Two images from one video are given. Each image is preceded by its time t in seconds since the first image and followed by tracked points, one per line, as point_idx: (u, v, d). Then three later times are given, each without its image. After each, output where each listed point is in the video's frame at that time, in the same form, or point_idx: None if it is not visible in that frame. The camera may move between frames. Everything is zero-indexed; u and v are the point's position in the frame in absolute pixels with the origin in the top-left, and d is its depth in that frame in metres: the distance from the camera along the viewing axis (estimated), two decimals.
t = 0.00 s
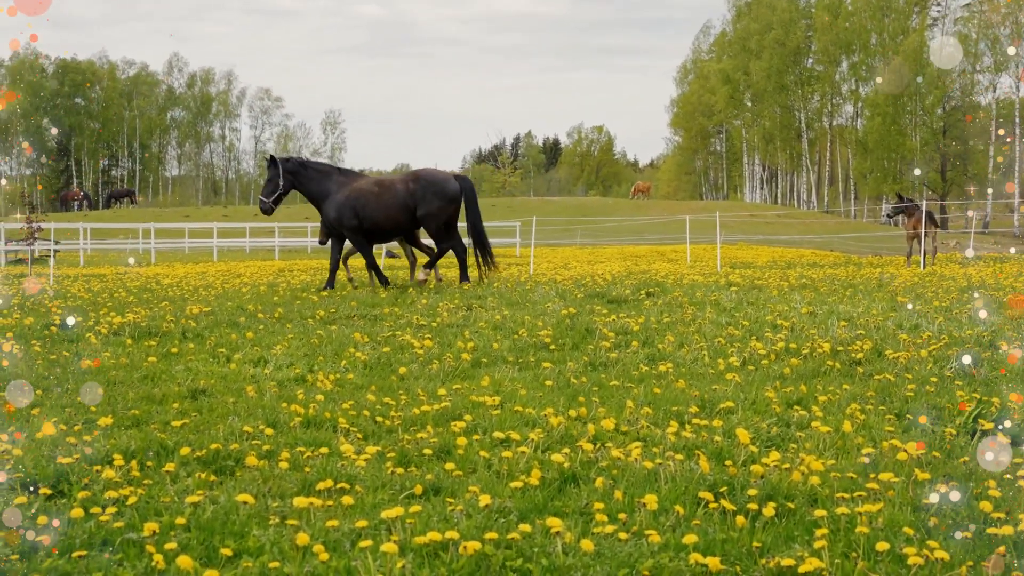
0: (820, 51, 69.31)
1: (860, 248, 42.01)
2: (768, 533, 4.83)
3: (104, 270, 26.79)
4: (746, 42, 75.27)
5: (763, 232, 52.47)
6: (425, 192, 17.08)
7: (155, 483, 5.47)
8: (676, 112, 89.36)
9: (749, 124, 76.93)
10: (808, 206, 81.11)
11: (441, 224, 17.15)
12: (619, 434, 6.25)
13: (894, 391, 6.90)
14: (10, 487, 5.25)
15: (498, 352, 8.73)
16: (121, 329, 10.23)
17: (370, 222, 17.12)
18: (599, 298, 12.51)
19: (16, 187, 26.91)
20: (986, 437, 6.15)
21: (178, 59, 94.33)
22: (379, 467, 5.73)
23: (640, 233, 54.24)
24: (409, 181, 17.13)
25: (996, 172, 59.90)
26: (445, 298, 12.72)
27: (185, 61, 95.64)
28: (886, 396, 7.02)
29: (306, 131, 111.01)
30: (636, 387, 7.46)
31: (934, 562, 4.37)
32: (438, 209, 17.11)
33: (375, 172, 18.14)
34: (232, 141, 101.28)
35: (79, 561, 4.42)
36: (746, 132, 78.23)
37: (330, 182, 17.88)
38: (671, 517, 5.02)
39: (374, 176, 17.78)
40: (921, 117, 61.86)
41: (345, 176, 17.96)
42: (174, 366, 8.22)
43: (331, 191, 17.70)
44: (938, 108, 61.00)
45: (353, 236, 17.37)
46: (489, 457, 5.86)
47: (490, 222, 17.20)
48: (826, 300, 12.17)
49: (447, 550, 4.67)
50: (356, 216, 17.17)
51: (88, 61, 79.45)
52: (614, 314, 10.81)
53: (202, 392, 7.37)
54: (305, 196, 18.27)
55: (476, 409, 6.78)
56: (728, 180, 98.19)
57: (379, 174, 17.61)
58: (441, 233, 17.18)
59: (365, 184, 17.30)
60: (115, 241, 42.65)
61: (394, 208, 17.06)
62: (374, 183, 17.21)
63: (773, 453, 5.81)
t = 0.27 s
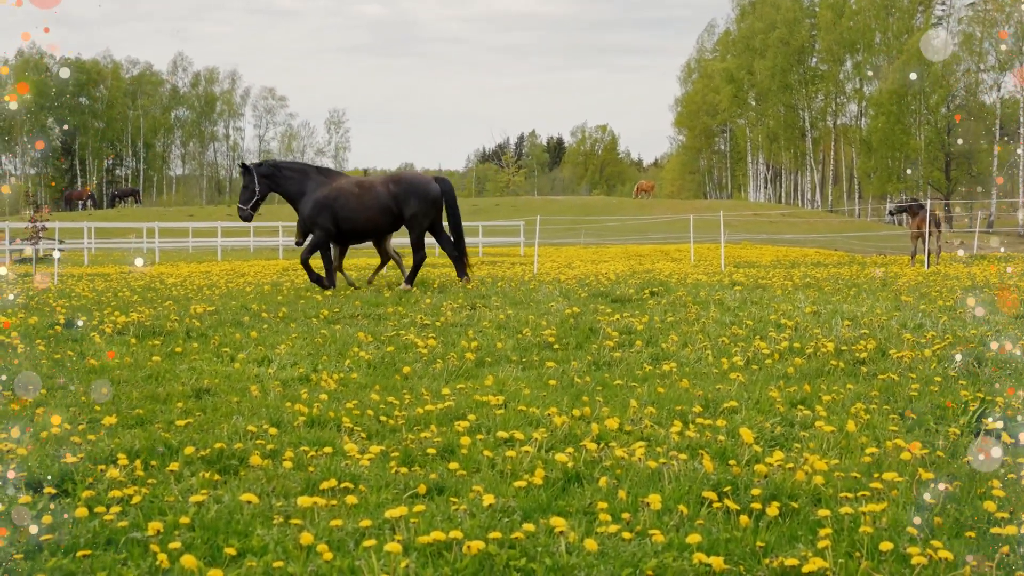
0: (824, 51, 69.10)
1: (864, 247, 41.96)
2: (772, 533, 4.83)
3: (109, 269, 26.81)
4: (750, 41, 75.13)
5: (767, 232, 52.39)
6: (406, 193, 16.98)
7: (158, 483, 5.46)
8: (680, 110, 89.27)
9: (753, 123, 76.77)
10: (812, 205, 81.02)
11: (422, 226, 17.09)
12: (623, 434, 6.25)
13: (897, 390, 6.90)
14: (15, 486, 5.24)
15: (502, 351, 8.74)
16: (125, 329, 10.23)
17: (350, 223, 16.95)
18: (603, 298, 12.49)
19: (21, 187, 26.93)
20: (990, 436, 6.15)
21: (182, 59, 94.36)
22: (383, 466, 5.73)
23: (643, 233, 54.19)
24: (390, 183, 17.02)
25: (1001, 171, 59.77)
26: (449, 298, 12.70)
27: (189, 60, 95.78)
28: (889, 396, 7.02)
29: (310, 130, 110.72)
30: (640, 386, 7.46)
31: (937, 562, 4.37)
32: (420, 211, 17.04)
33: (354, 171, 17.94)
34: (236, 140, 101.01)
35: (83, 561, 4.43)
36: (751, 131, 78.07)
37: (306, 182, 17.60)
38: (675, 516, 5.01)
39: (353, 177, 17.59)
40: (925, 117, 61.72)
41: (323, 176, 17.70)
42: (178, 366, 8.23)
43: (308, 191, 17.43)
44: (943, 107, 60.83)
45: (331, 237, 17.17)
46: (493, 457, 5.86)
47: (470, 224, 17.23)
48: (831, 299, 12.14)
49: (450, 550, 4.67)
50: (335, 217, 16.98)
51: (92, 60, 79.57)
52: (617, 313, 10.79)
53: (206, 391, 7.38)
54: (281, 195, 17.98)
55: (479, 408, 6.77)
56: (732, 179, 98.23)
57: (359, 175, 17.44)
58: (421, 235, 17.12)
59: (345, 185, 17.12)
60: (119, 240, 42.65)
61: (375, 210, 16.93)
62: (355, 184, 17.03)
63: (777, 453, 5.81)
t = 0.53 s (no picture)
0: (827, 50, 69.01)
1: (868, 247, 41.89)
2: (775, 532, 4.83)
3: (115, 268, 26.84)
4: (753, 40, 75.09)
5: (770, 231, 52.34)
6: (386, 192, 17.03)
7: (162, 482, 5.47)
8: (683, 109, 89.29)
9: (756, 122, 76.75)
10: (815, 205, 81.06)
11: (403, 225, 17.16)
12: (625, 434, 6.25)
13: (901, 390, 6.89)
14: (20, 485, 5.25)
15: (505, 351, 8.73)
16: (129, 327, 10.24)
17: (330, 222, 16.93)
18: (607, 297, 12.51)
19: (27, 186, 26.98)
20: (993, 436, 6.14)
21: (185, 58, 94.38)
22: (386, 466, 5.73)
23: (646, 232, 54.22)
24: (370, 181, 17.04)
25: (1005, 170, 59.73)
26: (452, 297, 12.69)
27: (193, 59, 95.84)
28: (893, 396, 7.01)
29: (313, 129, 110.62)
30: (643, 385, 7.47)
31: (940, 562, 4.36)
32: (400, 210, 17.10)
33: (333, 171, 17.94)
34: (239, 139, 100.96)
35: (86, 560, 4.42)
36: (754, 130, 78.01)
37: (285, 180, 17.54)
38: (679, 516, 5.01)
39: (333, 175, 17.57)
40: (928, 116, 61.67)
41: (302, 174, 17.67)
42: (182, 365, 8.24)
43: (288, 189, 17.37)
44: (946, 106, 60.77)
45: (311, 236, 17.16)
46: (496, 456, 5.86)
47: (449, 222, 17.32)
48: (835, 299, 12.12)
49: (454, 549, 4.66)
50: (315, 217, 16.95)
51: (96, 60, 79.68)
52: (621, 313, 10.78)
53: (209, 391, 7.38)
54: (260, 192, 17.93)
55: (482, 407, 6.77)
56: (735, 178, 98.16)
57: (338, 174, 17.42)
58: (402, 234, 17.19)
59: (325, 184, 17.09)
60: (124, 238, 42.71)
61: (356, 209, 16.93)
62: (335, 184, 17.02)
63: (780, 453, 5.80)
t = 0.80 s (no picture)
0: (830, 49, 68.86)
1: (872, 246, 41.77)
2: (778, 532, 4.82)
3: (118, 267, 26.83)
4: (757, 39, 75.01)
5: (773, 231, 52.27)
6: (366, 193, 17.04)
7: (166, 481, 5.47)
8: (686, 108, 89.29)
9: (759, 121, 76.60)
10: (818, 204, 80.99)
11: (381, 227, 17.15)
12: (629, 433, 6.25)
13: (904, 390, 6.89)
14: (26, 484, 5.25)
15: (508, 350, 8.73)
16: (133, 326, 10.26)
17: (309, 222, 16.77)
18: (610, 296, 12.50)
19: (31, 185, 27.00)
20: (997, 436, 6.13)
21: (189, 57, 94.40)
22: (390, 465, 5.73)
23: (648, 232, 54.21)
24: (349, 183, 17.02)
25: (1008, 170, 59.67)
26: (456, 296, 12.68)
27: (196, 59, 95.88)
28: (896, 395, 7.01)
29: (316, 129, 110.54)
30: (646, 385, 7.47)
31: (944, 562, 4.36)
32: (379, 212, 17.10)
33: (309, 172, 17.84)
34: (242, 139, 100.88)
35: (90, 560, 4.43)
36: (757, 130, 77.87)
37: (263, 180, 17.35)
38: (682, 515, 5.00)
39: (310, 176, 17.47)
40: (932, 115, 61.59)
41: (279, 174, 17.49)
42: (186, 364, 8.25)
43: (265, 189, 17.18)
44: (949, 106, 60.68)
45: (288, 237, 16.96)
46: (500, 455, 5.87)
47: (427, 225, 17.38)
48: (839, 298, 12.10)
49: (457, 548, 4.66)
50: (293, 217, 16.77)
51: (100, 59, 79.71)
52: (625, 313, 10.77)
53: (213, 390, 7.38)
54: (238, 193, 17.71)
55: (485, 407, 6.78)
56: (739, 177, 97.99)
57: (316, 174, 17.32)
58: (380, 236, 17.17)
59: (303, 184, 16.93)
60: (127, 238, 42.72)
61: (335, 209, 16.83)
62: (314, 184, 16.89)
63: (783, 452, 5.80)
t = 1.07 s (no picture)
0: (833, 48, 68.76)
1: (876, 246, 41.67)
2: (782, 531, 4.82)
3: (121, 267, 26.79)
4: (760, 39, 74.95)
5: (776, 230, 52.21)
6: (347, 193, 17.11)
7: (170, 480, 5.48)
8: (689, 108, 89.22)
9: (763, 121, 76.54)
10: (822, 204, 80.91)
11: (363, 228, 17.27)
12: (632, 433, 6.25)
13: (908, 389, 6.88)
14: (30, 483, 5.25)
15: (510, 350, 8.72)
16: (136, 325, 10.26)
17: (290, 222, 16.77)
18: (614, 296, 12.48)
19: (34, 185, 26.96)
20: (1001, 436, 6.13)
21: (191, 56, 94.39)
22: (393, 464, 5.73)
23: (651, 232, 54.15)
24: (330, 184, 17.06)
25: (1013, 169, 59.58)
26: (459, 296, 12.68)
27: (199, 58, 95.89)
28: (899, 394, 7.01)
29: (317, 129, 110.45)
30: (650, 384, 7.47)
31: (947, 560, 4.35)
32: (360, 212, 17.20)
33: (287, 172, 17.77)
34: (245, 138, 100.99)
35: (94, 558, 4.43)
36: (761, 129, 77.75)
37: (241, 180, 17.19)
38: (685, 514, 5.00)
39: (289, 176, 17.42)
40: (935, 114, 61.49)
41: (258, 174, 17.38)
42: (189, 363, 8.26)
43: (244, 189, 17.05)
44: (953, 105, 60.60)
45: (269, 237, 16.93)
46: (503, 455, 5.86)
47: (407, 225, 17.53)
48: (843, 298, 12.08)
49: (461, 547, 4.67)
50: (275, 217, 16.74)
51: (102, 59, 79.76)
52: (629, 312, 10.76)
53: (216, 390, 7.38)
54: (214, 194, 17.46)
55: (488, 406, 6.78)
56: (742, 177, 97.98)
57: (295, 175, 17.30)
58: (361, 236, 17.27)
59: (284, 184, 16.89)
60: (129, 237, 42.64)
61: (317, 210, 16.87)
62: (295, 184, 16.87)
63: (786, 452, 5.80)
